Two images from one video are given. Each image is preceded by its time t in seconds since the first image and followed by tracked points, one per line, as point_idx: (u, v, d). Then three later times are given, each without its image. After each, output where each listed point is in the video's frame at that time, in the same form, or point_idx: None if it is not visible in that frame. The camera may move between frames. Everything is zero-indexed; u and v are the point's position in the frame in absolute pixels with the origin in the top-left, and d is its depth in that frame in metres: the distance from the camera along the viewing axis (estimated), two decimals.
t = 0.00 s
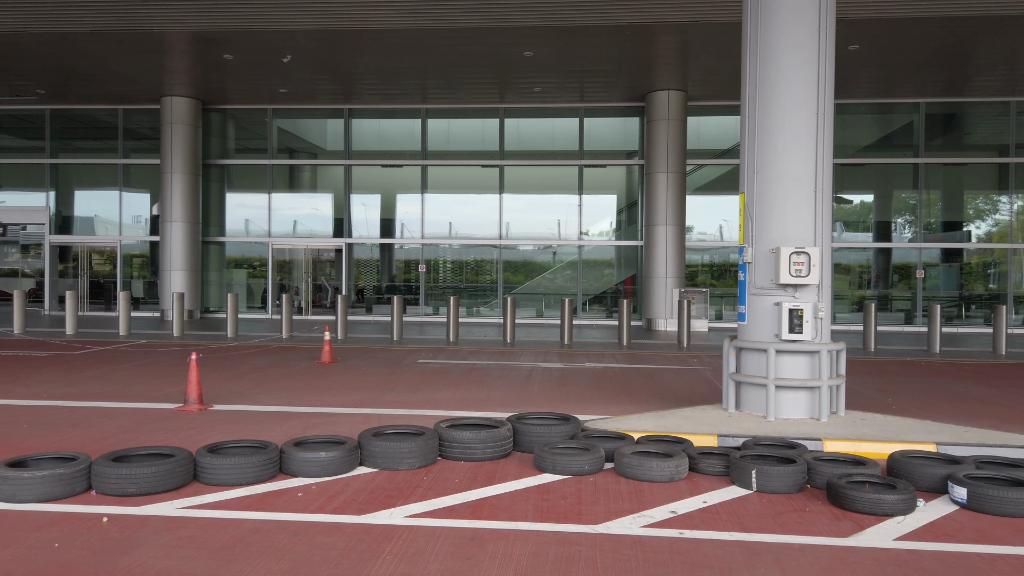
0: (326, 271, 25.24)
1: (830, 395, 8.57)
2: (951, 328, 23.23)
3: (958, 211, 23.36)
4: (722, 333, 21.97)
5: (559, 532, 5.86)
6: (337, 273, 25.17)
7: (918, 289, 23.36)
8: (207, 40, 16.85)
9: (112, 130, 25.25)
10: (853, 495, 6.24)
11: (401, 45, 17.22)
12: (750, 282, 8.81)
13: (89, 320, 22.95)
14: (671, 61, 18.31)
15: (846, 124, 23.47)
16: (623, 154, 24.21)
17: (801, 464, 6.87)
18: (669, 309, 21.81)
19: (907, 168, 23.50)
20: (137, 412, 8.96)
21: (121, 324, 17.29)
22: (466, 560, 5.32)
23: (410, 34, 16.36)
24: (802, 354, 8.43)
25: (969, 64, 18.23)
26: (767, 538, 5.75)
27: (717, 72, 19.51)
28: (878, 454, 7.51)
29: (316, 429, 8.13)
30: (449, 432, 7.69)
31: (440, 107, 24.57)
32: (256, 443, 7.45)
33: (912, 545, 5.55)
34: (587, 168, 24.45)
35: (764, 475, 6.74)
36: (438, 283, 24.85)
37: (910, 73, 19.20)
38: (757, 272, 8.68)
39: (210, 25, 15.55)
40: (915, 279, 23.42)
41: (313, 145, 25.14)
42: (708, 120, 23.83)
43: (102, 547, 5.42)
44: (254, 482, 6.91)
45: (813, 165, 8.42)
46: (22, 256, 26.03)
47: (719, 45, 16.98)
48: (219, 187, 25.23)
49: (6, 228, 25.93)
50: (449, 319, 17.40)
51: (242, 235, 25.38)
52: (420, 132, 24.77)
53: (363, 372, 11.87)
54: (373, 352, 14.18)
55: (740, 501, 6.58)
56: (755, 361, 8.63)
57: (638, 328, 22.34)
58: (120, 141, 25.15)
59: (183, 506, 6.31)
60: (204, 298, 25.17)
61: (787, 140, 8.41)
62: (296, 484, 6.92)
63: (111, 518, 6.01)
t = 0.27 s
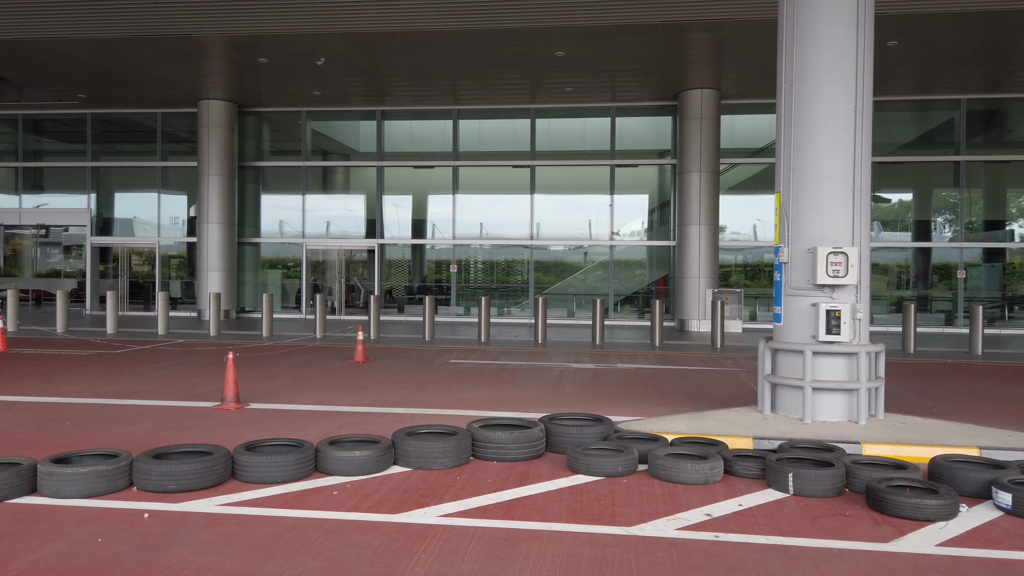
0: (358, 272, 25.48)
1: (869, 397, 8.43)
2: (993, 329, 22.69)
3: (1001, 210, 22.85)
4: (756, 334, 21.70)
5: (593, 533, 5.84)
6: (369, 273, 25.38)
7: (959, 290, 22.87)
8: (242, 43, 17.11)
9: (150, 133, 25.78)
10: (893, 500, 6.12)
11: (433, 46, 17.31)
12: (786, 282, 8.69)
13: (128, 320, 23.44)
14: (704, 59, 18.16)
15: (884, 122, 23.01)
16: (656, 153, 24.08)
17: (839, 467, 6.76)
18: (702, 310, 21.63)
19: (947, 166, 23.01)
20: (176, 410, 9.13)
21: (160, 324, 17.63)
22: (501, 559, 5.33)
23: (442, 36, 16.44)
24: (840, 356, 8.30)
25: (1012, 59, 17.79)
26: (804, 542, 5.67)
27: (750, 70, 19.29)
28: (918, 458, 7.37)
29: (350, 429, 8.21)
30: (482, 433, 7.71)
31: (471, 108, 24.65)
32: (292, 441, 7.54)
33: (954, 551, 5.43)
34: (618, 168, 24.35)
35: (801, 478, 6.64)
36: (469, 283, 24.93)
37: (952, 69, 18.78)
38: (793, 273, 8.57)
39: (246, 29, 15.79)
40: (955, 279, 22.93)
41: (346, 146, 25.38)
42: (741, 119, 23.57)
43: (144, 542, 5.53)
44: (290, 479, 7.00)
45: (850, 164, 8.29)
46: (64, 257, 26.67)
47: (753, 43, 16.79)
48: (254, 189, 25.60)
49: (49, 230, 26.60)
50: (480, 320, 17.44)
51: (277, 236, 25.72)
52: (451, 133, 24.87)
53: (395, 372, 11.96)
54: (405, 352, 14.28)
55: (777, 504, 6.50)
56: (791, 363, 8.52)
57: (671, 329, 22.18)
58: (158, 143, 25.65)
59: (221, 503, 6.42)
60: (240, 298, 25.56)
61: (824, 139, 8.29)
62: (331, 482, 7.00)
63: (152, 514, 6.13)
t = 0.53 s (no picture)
0: (388, 272, 25.66)
1: (907, 400, 8.27)
2: None
3: None
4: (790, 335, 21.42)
5: (626, 535, 5.81)
6: (399, 274, 25.54)
7: (1000, 291, 22.34)
8: (276, 47, 17.33)
9: (186, 136, 26.25)
10: (933, 504, 6.00)
11: (464, 48, 17.37)
12: (821, 283, 8.56)
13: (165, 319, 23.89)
14: (737, 58, 17.97)
15: (922, 119, 22.58)
16: (687, 153, 23.90)
17: (877, 471, 6.64)
18: (735, 311, 21.41)
19: (987, 164, 22.49)
20: (212, 409, 9.28)
21: (196, 324, 17.93)
22: (533, 560, 5.33)
23: (473, 37, 16.50)
24: (877, 358, 8.15)
25: None
26: (841, 546, 5.58)
27: (784, 68, 19.05)
28: (959, 462, 7.21)
29: (382, 428, 8.27)
30: (513, 433, 7.71)
31: (501, 108, 24.69)
32: (325, 440, 7.61)
33: (997, 558, 5.30)
34: (649, 168, 24.21)
35: (838, 482, 6.54)
36: (499, 284, 24.97)
37: (992, 65, 18.34)
38: (828, 273, 8.44)
39: (279, 33, 15.98)
40: (996, 280, 22.40)
41: (377, 148, 25.57)
42: (774, 117, 23.29)
43: (182, 538, 5.63)
44: (323, 478, 7.07)
45: (888, 162, 8.14)
46: (103, 258, 27.27)
47: (786, 41, 16.57)
48: (287, 191, 25.91)
49: (89, 231, 27.23)
50: (510, 320, 17.46)
51: (309, 237, 26.01)
52: (481, 134, 24.93)
53: (426, 372, 12.01)
54: (436, 352, 14.35)
55: (812, 508, 6.40)
56: (827, 365, 8.39)
57: (702, 330, 21.99)
58: (194, 146, 26.11)
59: (257, 501, 6.50)
60: (273, 299, 25.89)
61: (861, 137, 8.15)
62: (363, 481, 7.05)
63: (190, 511, 6.23)
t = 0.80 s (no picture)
0: (417, 273, 25.80)
1: (945, 402, 8.11)
2: None
3: None
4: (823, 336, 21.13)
5: (658, 537, 5.77)
6: (428, 274, 25.66)
7: None
8: (307, 50, 17.53)
9: (219, 139, 26.65)
10: (973, 509, 5.87)
11: (493, 49, 17.41)
12: (856, 283, 8.43)
13: (200, 319, 24.29)
14: (768, 55, 17.79)
15: (959, 117, 22.14)
16: (717, 152, 23.70)
17: (914, 474, 6.52)
18: (766, 311, 21.17)
19: None
20: (246, 408, 9.41)
21: (229, 324, 18.19)
22: (564, 560, 5.32)
23: (502, 39, 16.54)
24: (914, 359, 8.01)
25: None
26: (878, 551, 5.48)
27: (816, 66, 18.79)
28: (999, 466, 7.05)
29: (413, 428, 8.32)
30: (543, 434, 7.71)
31: (529, 109, 24.69)
32: (356, 439, 7.67)
33: None
34: (679, 168, 24.06)
35: (874, 486, 6.43)
36: (527, 284, 24.97)
37: None
38: (863, 273, 8.30)
39: (311, 37, 16.17)
40: None
41: (406, 150, 25.73)
42: (807, 116, 22.99)
43: (218, 535, 5.71)
44: (354, 477, 7.12)
45: (925, 160, 7.99)
46: (139, 259, 27.77)
47: (819, 37, 16.34)
48: (318, 192, 26.17)
49: (125, 233, 27.76)
50: (539, 320, 17.46)
51: (339, 238, 26.24)
52: (510, 134, 24.96)
53: (455, 372, 12.06)
54: (466, 352, 14.40)
55: (848, 512, 6.31)
56: (862, 366, 8.26)
57: (733, 331, 21.77)
58: (227, 149, 26.51)
59: (290, 499, 6.57)
60: (304, 299, 26.18)
61: (897, 135, 8.02)
62: (394, 480, 7.09)
63: (224, 508, 6.32)
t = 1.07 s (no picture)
0: (445, 273, 25.91)
1: (984, 405, 7.94)
2: None
3: None
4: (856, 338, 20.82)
5: (689, 539, 5.72)
6: (456, 275, 25.75)
7: None
8: (337, 52, 17.70)
9: (251, 141, 27.02)
10: (1013, 514, 5.74)
11: (521, 49, 17.43)
12: (892, 284, 8.29)
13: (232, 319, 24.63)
14: (800, 53, 17.58)
15: (997, 113, 21.67)
16: (748, 151, 23.47)
17: (952, 478, 6.39)
18: (798, 312, 20.91)
19: None
20: (277, 406, 9.51)
21: (260, 324, 18.40)
22: (595, 561, 5.30)
23: (531, 39, 16.55)
24: (951, 361, 7.85)
25: None
26: (915, 555, 5.38)
27: (849, 63, 18.52)
28: None
29: (442, 427, 8.35)
30: (573, 434, 7.69)
31: (557, 109, 24.65)
32: (386, 439, 7.72)
33: None
34: (708, 167, 23.87)
35: (910, 489, 6.31)
36: (555, 285, 24.94)
37: None
38: (899, 273, 8.16)
39: (341, 39, 16.33)
40: None
41: (435, 151, 25.85)
42: (839, 114, 22.65)
43: (251, 532, 5.77)
44: (385, 476, 7.17)
45: (963, 158, 7.84)
46: (172, 260, 28.24)
47: (852, 34, 16.09)
48: (348, 194, 26.39)
49: (159, 234, 28.25)
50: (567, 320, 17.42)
51: (368, 239, 26.43)
52: (538, 135, 24.94)
53: (484, 372, 12.08)
54: (494, 352, 14.42)
55: (884, 516, 6.20)
56: (897, 368, 8.12)
57: (764, 332, 21.54)
58: (258, 151, 26.86)
59: (321, 497, 6.63)
60: (334, 299, 26.42)
61: (933, 133, 7.87)
62: (424, 480, 7.12)
63: (257, 506, 6.40)
